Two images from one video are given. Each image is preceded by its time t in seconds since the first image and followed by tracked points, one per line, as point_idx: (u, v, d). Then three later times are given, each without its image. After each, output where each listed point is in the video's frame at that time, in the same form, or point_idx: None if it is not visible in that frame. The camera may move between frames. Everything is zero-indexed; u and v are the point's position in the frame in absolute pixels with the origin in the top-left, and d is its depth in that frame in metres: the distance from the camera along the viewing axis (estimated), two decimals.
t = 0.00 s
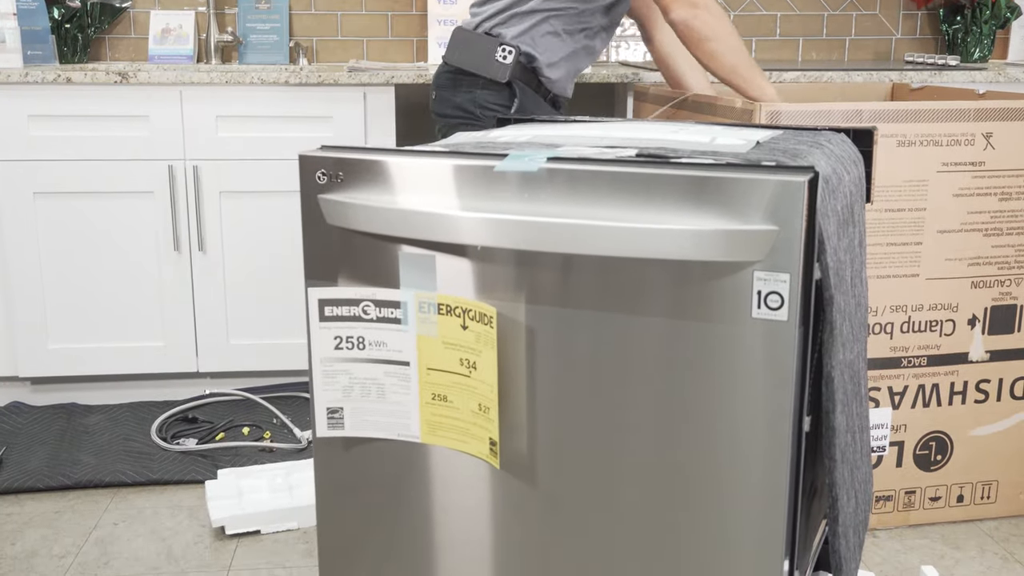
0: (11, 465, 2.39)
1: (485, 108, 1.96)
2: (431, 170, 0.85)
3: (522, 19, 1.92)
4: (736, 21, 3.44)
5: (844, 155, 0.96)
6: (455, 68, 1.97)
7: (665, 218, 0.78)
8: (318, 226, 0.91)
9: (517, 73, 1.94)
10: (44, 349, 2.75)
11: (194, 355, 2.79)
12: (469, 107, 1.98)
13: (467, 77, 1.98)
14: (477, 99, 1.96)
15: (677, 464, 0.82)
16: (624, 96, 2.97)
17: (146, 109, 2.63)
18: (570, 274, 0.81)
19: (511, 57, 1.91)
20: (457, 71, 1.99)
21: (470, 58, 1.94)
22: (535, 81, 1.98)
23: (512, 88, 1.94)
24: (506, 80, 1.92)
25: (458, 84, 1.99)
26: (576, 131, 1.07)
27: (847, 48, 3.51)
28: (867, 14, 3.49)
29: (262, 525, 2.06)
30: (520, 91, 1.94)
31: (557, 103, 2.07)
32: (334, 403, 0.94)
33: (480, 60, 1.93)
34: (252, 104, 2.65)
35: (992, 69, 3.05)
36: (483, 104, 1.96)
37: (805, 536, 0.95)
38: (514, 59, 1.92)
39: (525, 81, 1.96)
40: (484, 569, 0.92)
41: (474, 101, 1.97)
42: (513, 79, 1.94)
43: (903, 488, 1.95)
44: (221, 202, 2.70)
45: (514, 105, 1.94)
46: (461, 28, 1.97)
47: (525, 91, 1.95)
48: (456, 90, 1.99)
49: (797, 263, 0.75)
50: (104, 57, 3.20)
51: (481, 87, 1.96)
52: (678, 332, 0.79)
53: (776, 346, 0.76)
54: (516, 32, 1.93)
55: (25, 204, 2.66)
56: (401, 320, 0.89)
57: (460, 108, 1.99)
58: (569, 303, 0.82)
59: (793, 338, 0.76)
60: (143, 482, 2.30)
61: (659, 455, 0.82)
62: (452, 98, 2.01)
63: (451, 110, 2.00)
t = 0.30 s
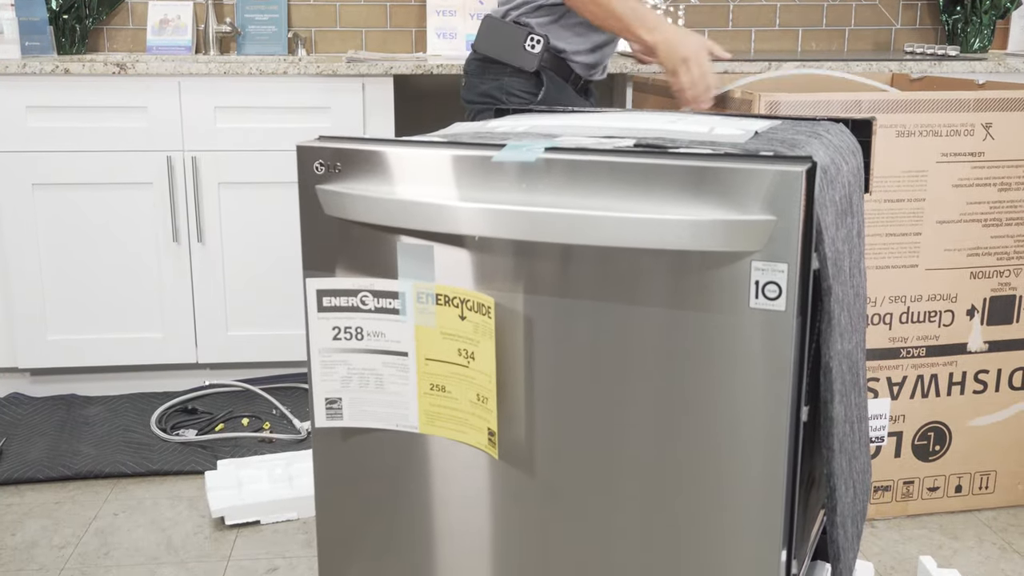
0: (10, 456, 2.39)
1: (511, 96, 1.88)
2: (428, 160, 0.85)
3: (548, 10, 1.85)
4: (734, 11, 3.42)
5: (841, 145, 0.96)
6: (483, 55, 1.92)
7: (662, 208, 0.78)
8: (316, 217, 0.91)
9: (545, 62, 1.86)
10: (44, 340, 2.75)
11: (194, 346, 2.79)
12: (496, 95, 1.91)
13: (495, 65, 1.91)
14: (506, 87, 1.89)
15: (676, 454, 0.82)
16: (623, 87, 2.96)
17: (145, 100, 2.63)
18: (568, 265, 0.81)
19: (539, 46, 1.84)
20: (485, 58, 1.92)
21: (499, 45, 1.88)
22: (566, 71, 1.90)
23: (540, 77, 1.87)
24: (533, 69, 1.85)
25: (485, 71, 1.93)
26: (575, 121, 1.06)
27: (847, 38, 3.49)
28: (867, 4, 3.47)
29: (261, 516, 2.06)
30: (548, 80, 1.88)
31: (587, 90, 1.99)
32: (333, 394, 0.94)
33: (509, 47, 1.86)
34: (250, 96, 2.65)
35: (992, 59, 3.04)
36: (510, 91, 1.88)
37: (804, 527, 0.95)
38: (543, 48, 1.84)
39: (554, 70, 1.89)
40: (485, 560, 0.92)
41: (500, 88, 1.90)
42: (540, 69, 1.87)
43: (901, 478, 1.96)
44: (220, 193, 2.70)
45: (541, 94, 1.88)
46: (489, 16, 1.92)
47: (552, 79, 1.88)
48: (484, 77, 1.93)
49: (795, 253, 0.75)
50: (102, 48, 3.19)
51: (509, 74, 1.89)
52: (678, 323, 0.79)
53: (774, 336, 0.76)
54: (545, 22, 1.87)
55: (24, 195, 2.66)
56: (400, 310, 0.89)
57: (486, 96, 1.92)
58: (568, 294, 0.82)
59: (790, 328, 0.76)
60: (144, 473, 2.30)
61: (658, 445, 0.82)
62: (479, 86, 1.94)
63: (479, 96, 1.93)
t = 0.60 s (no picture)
0: (11, 451, 2.40)
1: (517, 95, 1.88)
2: (429, 156, 0.85)
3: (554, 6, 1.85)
4: (735, 6, 3.41)
5: (842, 140, 0.96)
6: (487, 55, 1.91)
7: (663, 204, 0.78)
8: (317, 213, 0.91)
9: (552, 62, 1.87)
10: (45, 335, 2.75)
11: (194, 341, 2.79)
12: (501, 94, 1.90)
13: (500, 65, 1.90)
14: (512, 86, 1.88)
15: (676, 450, 0.82)
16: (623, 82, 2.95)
17: (145, 94, 2.62)
18: (568, 260, 0.81)
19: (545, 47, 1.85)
20: (489, 58, 1.91)
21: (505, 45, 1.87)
22: (571, 69, 1.91)
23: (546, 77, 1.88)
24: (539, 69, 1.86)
25: (489, 70, 1.92)
26: (575, 116, 1.06)
27: (847, 33, 3.48)
28: None
29: (262, 511, 2.07)
30: (554, 80, 1.88)
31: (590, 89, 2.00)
32: (333, 389, 0.94)
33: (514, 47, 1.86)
34: (250, 90, 2.65)
35: (992, 54, 3.03)
36: (515, 90, 1.88)
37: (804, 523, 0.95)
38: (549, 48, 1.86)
39: (560, 70, 1.90)
40: (485, 556, 0.92)
41: (506, 87, 1.89)
42: (547, 69, 1.88)
43: (903, 474, 1.96)
44: (221, 187, 2.70)
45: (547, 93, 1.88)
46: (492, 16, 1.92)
47: (558, 79, 1.89)
48: (487, 77, 1.92)
49: (795, 249, 0.75)
50: (102, 43, 3.19)
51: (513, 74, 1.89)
52: (678, 319, 0.79)
53: (774, 332, 0.76)
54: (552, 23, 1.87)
55: (25, 190, 2.66)
56: (400, 306, 0.89)
57: (490, 96, 1.91)
58: (568, 289, 0.82)
59: (789, 324, 0.76)
60: (144, 468, 2.30)
61: (658, 442, 0.82)
62: (483, 85, 1.93)
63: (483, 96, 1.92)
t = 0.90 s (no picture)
0: (10, 450, 2.40)
1: (499, 92, 1.87)
2: (428, 155, 0.85)
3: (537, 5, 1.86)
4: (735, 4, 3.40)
5: (841, 139, 0.96)
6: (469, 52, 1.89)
7: (662, 203, 0.78)
8: (316, 211, 0.91)
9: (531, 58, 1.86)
10: (44, 334, 2.75)
11: (194, 340, 2.79)
12: (483, 91, 1.89)
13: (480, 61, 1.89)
14: (492, 83, 1.87)
15: (675, 449, 0.82)
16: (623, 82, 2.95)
17: (144, 93, 2.62)
18: (567, 259, 0.82)
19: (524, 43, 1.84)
20: (471, 54, 1.90)
21: (484, 41, 1.86)
22: (551, 65, 1.90)
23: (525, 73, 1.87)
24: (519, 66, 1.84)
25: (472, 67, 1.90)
26: (576, 115, 1.06)
27: (846, 32, 3.48)
28: None
29: (261, 510, 2.07)
30: (535, 76, 1.87)
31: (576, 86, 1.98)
32: (332, 387, 0.94)
33: (494, 44, 1.85)
34: (251, 90, 2.65)
35: (992, 53, 3.03)
36: (496, 87, 1.87)
37: (803, 521, 0.96)
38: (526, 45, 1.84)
39: (542, 66, 1.89)
40: (485, 555, 0.92)
41: (487, 84, 1.88)
42: (526, 65, 1.87)
43: (1014, 475, 1.91)
44: (221, 186, 2.70)
45: (527, 89, 1.87)
46: (474, 13, 1.90)
47: (537, 74, 1.88)
48: (469, 74, 1.91)
49: (794, 247, 0.75)
50: (102, 42, 3.19)
51: (493, 70, 1.88)
52: (677, 317, 0.79)
53: (772, 331, 0.76)
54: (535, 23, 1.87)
55: (24, 189, 2.66)
56: (400, 305, 0.89)
57: (473, 93, 1.90)
58: (568, 288, 0.82)
59: (787, 323, 0.76)
60: (144, 467, 2.30)
61: (656, 441, 0.82)
62: (466, 82, 1.92)
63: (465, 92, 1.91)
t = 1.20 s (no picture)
0: (11, 450, 2.40)
1: (505, 88, 1.87)
2: (428, 156, 0.85)
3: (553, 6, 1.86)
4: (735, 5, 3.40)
5: (840, 139, 0.96)
6: (476, 48, 1.89)
7: (662, 203, 0.78)
8: (316, 212, 0.91)
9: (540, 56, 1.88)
10: (45, 334, 2.75)
11: (194, 340, 2.79)
12: (489, 88, 1.88)
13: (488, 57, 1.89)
14: (499, 78, 1.87)
15: (674, 449, 0.82)
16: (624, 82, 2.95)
17: (144, 94, 2.62)
18: (567, 259, 0.82)
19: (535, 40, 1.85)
20: (478, 50, 1.89)
21: (495, 36, 1.87)
22: (556, 64, 1.92)
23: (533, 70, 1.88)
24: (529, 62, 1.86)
25: (479, 62, 1.89)
26: (576, 116, 1.06)
27: (846, 32, 3.47)
28: None
29: (261, 510, 2.07)
30: (541, 73, 1.88)
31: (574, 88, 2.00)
32: (331, 388, 0.94)
33: (505, 40, 1.86)
34: (252, 90, 2.65)
35: (992, 54, 3.03)
36: (504, 84, 1.87)
37: (803, 522, 0.95)
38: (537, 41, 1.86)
39: (547, 64, 1.90)
40: (485, 556, 0.92)
41: (494, 81, 1.87)
42: (535, 62, 1.88)
43: None
44: (221, 186, 2.70)
45: (535, 86, 1.88)
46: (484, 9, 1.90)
47: (544, 72, 1.89)
48: (475, 69, 1.89)
49: (794, 248, 0.75)
50: (102, 42, 3.19)
51: (501, 66, 1.88)
52: (677, 318, 0.79)
53: (772, 332, 0.76)
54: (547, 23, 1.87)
55: (24, 189, 2.66)
56: (400, 306, 0.89)
57: (479, 89, 1.89)
58: (568, 288, 0.82)
59: (787, 324, 0.76)
60: (144, 467, 2.30)
61: (655, 442, 0.82)
62: (471, 78, 1.91)
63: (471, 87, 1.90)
